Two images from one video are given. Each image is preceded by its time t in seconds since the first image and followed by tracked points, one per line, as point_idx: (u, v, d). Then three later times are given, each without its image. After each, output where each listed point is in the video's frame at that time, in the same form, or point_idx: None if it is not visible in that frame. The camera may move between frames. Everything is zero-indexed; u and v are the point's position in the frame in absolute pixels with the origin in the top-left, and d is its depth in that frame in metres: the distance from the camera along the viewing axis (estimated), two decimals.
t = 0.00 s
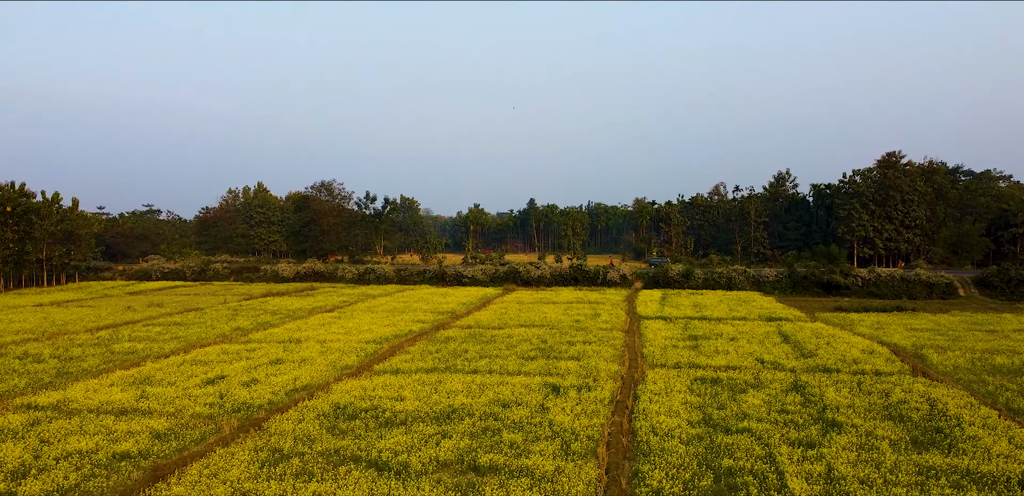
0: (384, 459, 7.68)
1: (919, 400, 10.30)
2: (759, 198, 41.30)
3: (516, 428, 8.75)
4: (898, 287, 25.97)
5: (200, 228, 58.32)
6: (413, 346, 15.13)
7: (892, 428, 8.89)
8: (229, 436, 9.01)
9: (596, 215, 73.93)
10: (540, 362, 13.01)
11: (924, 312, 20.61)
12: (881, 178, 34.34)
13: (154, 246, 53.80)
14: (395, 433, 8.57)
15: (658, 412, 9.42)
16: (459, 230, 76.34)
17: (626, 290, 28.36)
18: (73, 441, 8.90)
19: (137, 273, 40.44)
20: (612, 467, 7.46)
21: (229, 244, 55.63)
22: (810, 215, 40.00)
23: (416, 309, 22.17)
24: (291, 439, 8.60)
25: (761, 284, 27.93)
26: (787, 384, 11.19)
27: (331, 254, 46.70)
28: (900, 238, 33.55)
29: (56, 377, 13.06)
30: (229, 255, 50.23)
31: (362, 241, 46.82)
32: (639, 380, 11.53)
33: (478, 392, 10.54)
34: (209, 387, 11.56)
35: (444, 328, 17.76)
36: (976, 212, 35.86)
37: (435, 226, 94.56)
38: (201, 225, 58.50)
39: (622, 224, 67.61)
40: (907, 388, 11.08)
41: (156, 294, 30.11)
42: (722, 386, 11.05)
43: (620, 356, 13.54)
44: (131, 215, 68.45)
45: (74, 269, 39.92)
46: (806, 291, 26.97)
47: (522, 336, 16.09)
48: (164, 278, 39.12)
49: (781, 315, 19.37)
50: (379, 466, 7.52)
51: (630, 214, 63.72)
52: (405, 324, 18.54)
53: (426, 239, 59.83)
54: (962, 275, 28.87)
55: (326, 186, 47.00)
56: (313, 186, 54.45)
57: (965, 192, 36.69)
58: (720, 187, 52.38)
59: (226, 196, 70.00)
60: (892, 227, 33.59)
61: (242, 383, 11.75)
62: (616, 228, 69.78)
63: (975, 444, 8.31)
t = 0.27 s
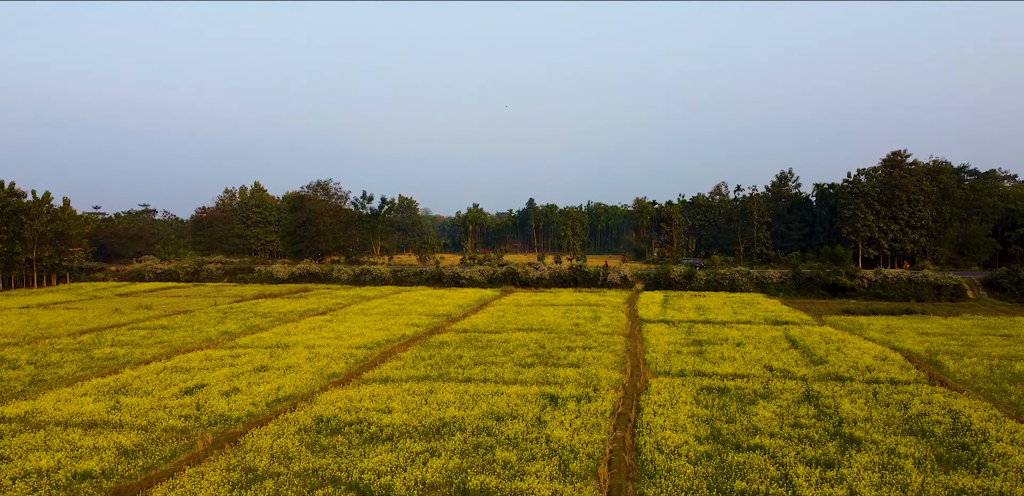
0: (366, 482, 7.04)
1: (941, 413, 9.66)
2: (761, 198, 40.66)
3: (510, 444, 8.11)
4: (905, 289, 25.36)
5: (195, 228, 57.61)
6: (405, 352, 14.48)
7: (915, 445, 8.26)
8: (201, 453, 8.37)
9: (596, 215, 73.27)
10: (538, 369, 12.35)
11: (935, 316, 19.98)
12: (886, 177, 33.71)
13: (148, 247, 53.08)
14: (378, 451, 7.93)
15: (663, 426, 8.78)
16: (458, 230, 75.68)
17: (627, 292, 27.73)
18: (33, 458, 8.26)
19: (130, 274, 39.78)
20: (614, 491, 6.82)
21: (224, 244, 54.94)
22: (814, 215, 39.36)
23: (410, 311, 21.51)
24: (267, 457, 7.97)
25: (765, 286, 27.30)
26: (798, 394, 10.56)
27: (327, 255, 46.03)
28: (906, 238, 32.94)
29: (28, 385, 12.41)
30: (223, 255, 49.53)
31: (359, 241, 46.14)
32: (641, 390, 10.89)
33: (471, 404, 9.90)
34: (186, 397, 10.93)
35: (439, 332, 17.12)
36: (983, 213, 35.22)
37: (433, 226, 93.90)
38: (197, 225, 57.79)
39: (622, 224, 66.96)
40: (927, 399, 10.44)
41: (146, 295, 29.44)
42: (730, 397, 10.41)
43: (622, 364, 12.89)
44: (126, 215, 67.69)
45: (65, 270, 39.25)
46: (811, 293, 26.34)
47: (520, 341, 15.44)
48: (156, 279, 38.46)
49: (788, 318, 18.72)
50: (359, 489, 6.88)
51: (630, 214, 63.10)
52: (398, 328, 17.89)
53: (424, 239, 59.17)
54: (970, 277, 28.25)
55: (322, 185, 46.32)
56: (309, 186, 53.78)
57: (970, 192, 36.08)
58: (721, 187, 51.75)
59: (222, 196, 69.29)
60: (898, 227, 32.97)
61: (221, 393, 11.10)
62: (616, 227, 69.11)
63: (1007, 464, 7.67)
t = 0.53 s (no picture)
0: None
1: (966, 428, 9.03)
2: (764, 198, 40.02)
3: (503, 464, 7.49)
4: (913, 291, 24.75)
5: (191, 228, 56.94)
6: (396, 358, 13.86)
7: (941, 465, 7.64)
8: (168, 472, 7.75)
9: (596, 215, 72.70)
10: (536, 378, 11.69)
11: (946, 319, 19.35)
12: (892, 177, 33.09)
13: (142, 247, 52.47)
14: (360, 471, 7.30)
15: (669, 443, 8.15)
16: (457, 230, 75.06)
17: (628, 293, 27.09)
18: None
19: (122, 274, 39.14)
20: None
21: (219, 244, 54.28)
22: (817, 216, 38.74)
23: (405, 314, 20.84)
24: (238, 478, 7.34)
25: (769, 288, 26.68)
26: (811, 406, 9.92)
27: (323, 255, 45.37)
28: (912, 239, 32.31)
29: None
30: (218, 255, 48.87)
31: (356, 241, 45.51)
32: (645, 401, 10.26)
33: (463, 416, 9.27)
34: (162, 408, 10.31)
35: (434, 337, 16.51)
36: (990, 213, 34.58)
37: (432, 226, 93.23)
38: (192, 225, 57.12)
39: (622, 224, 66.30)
40: (949, 412, 9.80)
41: (136, 297, 28.79)
42: (739, 409, 9.79)
43: (624, 371, 12.24)
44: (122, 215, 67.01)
45: (56, 270, 38.58)
46: (817, 295, 25.72)
47: (517, 347, 14.80)
48: (149, 280, 37.80)
49: (795, 322, 18.08)
50: None
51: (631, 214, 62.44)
52: (391, 331, 17.26)
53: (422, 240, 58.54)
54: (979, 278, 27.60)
55: (318, 184, 45.68)
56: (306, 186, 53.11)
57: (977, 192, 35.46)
58: (723, 186, 51.17)
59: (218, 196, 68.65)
60: (904, 228, 32.34)
61: (199, 403, 10.49)
62: (616, 228, 68.48)
63: None
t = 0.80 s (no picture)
0: None
1: (993, 443, 8.43)
2: (767, 198, 39.41)
3: (496, 485, 6.90)
4: (920, 293, 24.18)
5: (186, 228, 56.24)
6: (387, 364, 13.25)
7: (970, 486, 7.05)
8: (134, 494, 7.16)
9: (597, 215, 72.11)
10: (533, 386, 11.07)
11: (957, 323, 18.74)
12: (897, 176, 32.47)
13: (137, 247, 51.95)
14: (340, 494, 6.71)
15: (675, 461, 7.54)
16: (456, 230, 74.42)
17: (629, 295, 26.50)
18: None
19: (115, 275, 38.51)
20: None
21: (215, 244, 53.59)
22: (821, 216, 38.14)
23: (399, 316, 20.23)
24: None
25: (773, 289, 26.08)
26: (825, 419, 9.32)
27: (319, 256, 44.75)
28: (918, 239, 31.73)
29: None
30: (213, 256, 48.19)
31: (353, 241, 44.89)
32: (648, 412, 9.66)
33: (455, 430, 8.67)
34: (135, 420, 9.72)
35: (428, 341, 15.91)
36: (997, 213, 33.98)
37: (431, 226, 92.60)
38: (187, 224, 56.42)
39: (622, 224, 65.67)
40: (972, 424, 9.20)
41: (127, 299, 28.17)
42: (748, 421, 9.18)
43: (625, 379, 11.63)
44: (118, 215, 66.35)
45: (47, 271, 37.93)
46: (822, 297, 25.13)
47: (514, 352, 14.19)
48: (142, 281, 37.17)
49: (802, 326, 17.46)
50: None
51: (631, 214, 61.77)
52: (384, 335, 16.64)
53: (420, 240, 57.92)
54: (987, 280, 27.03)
55: (315, 184, 45.05)
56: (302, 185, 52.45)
57: (983, 191, 34.85)
58: (724, 186, 50.56)
59: (215, 195, 68.00)
60: (909, 228, 31.75)
61: (175, 415, 9.91)
62: (616, 228, 67.87)
63: None
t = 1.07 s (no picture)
0: None
1: None
2: (770, 197, 38.78)
3: None
4: (928, 295, 23.59)
5: (181, 227, 55.59)
6: (377, 371, 12.61)
7: None
8: None
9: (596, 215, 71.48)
10: (529, 396, 10.43)
11: (970, 326, 18.11)
12: (903, 175, 31.83)
13: (130, 247, 51.47)
14: None
15: (682, 483, 6.92)
16: (454, 230, 73.78)
17: (630, 297, 25.87)
18: None
19: (107, 276, 37.85)
20: None
21: (210, 244, 53.07)
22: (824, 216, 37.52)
23: (393, 319, 19.59)
24: None
25: (778, 291, 25.47)
26: (841, 434, 8.73)
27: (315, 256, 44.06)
28: (924, 240, 31.13)
29: None
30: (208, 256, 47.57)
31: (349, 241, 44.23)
32: (651, 426, 9.06)
33: (444, 447, 8.05)
34: (104, 434, 9.09)
35: (421, 346, 15.27)
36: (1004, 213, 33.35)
37: (430, 226, 91.93)
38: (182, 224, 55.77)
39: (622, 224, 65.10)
40: (999, 439, 8.58)
41: (116, 300, 27.51)
42: (758, 435, 8.60)
43: (627, 388, 10.99)
44: (113, 215, 65.62)
45: (37, 272, 37.27)
46: (827, 299, 24.52)
47: (510, 358, 13.56)
48: (134, 282, 36.51)
49: (810, 330, 16.83)
50: None
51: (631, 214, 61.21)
52: (375, 340, 16.00)
53: (417, 240, 57.27)
54: (996, 281, 26.41)
55: (311, 183, 44.34)
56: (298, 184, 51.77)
57: (990, 191, 34.19)
58: (726, 185, 49.93)
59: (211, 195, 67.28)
60: (915, 228, 31.14)
61: (146, 429, 9.30)
62: (616, 228, 67.26)
63: None
